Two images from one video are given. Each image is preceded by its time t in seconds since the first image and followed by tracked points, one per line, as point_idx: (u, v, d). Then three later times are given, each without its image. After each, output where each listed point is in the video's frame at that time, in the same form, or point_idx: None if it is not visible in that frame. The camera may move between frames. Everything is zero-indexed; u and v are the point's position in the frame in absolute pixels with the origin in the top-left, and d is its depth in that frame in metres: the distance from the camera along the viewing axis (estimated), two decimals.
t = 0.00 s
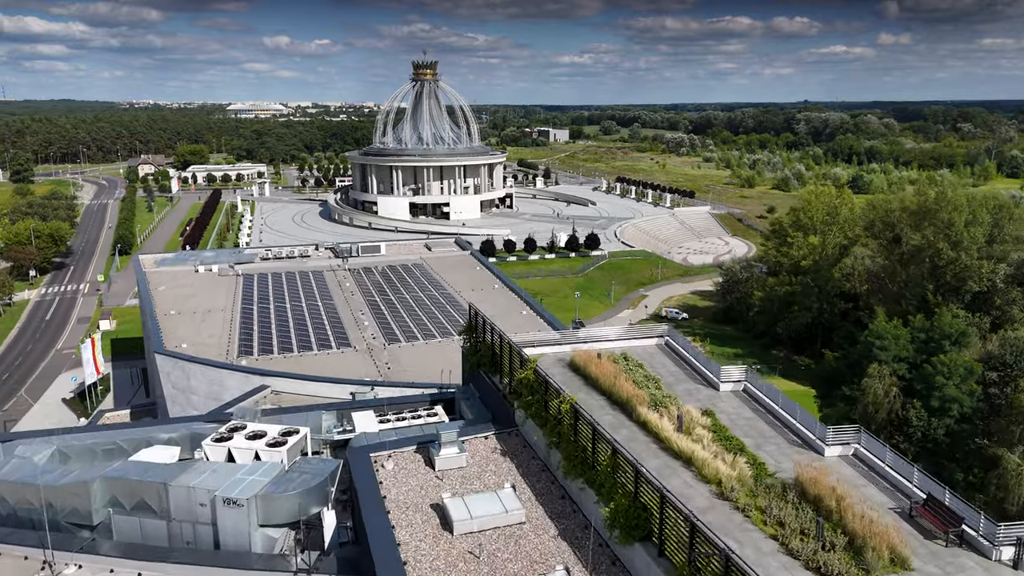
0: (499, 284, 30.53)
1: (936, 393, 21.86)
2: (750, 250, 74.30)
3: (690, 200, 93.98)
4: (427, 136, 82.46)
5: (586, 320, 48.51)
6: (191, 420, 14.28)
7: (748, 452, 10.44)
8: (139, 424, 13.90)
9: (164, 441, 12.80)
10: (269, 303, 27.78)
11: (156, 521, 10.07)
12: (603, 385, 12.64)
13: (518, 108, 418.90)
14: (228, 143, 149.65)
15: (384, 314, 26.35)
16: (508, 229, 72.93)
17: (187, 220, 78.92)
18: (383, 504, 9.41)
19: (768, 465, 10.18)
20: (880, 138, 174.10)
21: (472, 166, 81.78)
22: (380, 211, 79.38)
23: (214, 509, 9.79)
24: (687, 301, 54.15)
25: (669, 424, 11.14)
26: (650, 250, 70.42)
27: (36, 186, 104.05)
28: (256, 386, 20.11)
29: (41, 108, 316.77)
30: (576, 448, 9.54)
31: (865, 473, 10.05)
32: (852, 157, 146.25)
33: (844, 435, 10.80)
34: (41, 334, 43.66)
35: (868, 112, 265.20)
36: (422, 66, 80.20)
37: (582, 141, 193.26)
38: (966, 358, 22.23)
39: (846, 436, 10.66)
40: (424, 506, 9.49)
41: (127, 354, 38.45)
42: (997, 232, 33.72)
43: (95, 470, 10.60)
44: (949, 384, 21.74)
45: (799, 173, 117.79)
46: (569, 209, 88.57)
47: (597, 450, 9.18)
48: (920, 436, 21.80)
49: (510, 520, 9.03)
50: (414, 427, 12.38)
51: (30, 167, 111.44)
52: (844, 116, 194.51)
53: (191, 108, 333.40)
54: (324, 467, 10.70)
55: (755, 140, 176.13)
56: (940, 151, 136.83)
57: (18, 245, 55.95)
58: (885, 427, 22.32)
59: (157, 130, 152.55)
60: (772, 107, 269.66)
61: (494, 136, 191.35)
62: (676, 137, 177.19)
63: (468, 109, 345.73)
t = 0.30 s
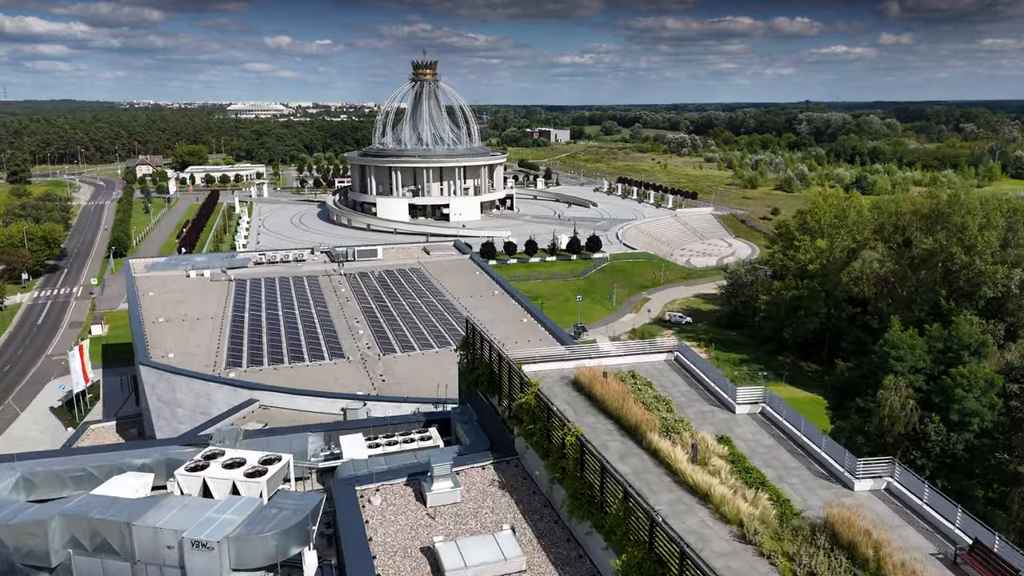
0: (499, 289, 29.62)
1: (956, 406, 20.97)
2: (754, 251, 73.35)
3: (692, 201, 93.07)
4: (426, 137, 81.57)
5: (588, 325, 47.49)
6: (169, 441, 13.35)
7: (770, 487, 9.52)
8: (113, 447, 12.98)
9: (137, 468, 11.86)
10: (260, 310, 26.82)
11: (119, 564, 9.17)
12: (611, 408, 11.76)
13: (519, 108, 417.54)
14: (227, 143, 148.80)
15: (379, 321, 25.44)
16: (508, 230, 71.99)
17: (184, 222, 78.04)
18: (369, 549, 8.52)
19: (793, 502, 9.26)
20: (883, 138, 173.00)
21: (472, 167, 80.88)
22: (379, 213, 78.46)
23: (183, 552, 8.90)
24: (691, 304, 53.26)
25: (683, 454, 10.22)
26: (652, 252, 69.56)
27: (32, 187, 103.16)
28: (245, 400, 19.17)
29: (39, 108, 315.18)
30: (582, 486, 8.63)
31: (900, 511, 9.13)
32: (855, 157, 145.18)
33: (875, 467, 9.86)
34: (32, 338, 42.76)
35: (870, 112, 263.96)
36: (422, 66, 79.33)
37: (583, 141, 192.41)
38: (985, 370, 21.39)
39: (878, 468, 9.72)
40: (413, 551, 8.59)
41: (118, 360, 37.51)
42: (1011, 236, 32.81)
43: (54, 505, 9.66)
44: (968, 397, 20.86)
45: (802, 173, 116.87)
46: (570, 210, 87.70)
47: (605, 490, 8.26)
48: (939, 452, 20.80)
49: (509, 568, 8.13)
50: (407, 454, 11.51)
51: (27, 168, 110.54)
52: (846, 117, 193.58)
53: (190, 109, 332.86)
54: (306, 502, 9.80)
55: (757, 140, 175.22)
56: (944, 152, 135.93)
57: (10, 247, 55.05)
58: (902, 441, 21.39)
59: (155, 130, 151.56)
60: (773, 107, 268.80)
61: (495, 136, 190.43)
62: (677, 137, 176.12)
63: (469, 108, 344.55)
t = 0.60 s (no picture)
0: (499, 296, 28.62)
1: (976, 420, 19.88)
2: (758, 253, 72.32)
3: (694, 202, 92.09)
4: (426, 137, 80.64)
5: (590, 330, 46.49)
6: (143, 466, 12.42)
7: (797, 528, 8.61)
8: (83, 473, 12.08)
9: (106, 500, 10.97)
10: (252, 318, 25.85)
11: None
12: (620, 433, 10.87)
13: (519, 108, 415.93)
14: (226, 143, 147.88)
15: (375, 329, 24.49)
16: (509, 232, 71.03)
17: (180, 224, 77.15)
18: None
19: (824, 548, 8.35)
20: (886, 138, 171.94)
21: (472, 168, 79.99)
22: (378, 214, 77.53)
23: None
24: (695, 308, 52.32)
25: (700, 489, 9.29)
26: (654, 254, 68.62)
27: (29, 188, 102.21)
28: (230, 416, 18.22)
29: (37, 109, 313.51)
30: (589, 532, 7.73)
31: (944, 560, 8.23)
32: (858, 158, 144.12)
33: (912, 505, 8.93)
34: (22, 344, 41.87)
35: (873, 112, 262.73)
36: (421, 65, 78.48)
37: (584, 141, 191.44)
38: (1007, 383, 20.41)
39: (917, 507, 8.80)
40: None
41: (108, 367, 36.61)
42: None
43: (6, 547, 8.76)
44: (990, 411, 19.78)
45: (805, 174, 115.82)
46: (571, 212, 86.78)
47: (615, 541, 7.35)
48: (959, 468, 19.58)
49: None
50: (397, 486, 10.60)
51: (24, 168, 109.66)
52: (848, 116, 192.43)
53: (190, 109, 332.44)
54: (284, 543, 8.89)
55: (759, 140, 174.16)
56: (948, 152, 134.83)
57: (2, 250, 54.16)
58: (919, 456, 20.42)
59: (154, 131, 150.52)
60: (775, 107, 267.68)
61: (495, 137, 189.43)
62: (679, 137, 175.05)
63: (470, 108, 343.32)
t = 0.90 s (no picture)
0: (500, 302, 27.65)
1: (998, 435, 18.96)
2: (762, 255, 71.34)
3: (697, 203, 91.19)
4: (426, 138, 79.75)
5: (592, 334, 45.53)
6: (115, 495, 11.54)
7: None
8: (48, 505, 11.19)
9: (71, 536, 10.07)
10: (242, 326, 24.92)
11: None
12: (629, 463, 10.00)
13: (520, 108, 414.58)
14: (225, 144, 147.09)
15: (370, 337, 23.57)
16: (509, 233, 70.11)
17: (177, 225, 76.30)
18: None
19: None
20: (888, 139, 170.97)
21: (473, 169, 79.14)
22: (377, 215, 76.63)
23: None
24: (698, 312, 51.42)
25: (720, 530, 8.38)
26: (657, 256, 67.69)
27: (25, 189, 101.28)
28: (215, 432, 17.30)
29: (36, 109, 312.24)
30: None
31: None
32: (861, 158, 143.21)
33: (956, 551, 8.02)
34: (11, 349, 40.95)
35: (874, 112, 261.71)
36: (421, 65, 77.73)
37: (585, 142, 190.57)
38: None
39: (963, 553, 7.86)
40: None
41: (98, 373, 35.70)
42: None
43: None
44: (1014, 425, 18.82)
45: (808, 174, 114.87)
46: (572, 213, 85.94)
47: None
48: (980, 485, 18.65)
49: None
50: (386, 523, 9.70)
51: (21, 168, 108.79)
52: (851, 116, 191.49)
53: (190, 108, 331.81)
54: None
55: (761, 140, 173.24)
56: (952, 152, 133.88)
57: None
58: (940, 472, 19.62)
59: (152, 131, 149.70)
60: (776, 107, 266.71)
61: (496, 137, 188.55)
62: (680, 137, 174.12)
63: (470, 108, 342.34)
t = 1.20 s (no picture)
0: (500, 309, 26.66)
1: None
2: (766, 257, 70.37)
3: (699, 204, 90.29)
4: (425, 138, 78.82)
5: (594, 339, 44.50)
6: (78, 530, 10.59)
7: None
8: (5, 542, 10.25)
9: None
10: (232, 335, 23.96)
11: None
12: (641, 500, 9.08)
13: (520, 108, 413.53)
14: (224, 144, 146.34)
15: (364, 347, 22.60)
16: (510, 235, 69.15)
17: (173, 226, 75.40)
18: None
19: None
20: (891, 139, 170.03)
21: (473, 169, 78.28)
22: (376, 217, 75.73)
23: None
24: (702, 315, 50.50)
25: None
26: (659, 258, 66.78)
27: (21, 189, 100.44)
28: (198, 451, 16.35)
29: (35, 109, 310.98)
30: None
31: None
32: (864, 158, 142.18)
33: None
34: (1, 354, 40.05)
35: (876, 112, 260.72)
36: (420, 65, 76.95)
37: (586, 142, 189.76)
38: None
39: None
40: None
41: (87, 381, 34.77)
42: None
43: None
44: None
45: (812, 175, 113.96)
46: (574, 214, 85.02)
47: None
48: (1005, 505, 17.61)
49: None
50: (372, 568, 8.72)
51: (18, 169, 107.97)
52: (853, 116, 190.59)
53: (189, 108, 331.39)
54: None
55: (763, 140, 172.37)
56: (956, 152, 132.93)
57: None
58: (961, 490, 18.70)
59: (151, 131, 148.85)
60: (778, 107, 265.79)
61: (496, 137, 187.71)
62: (682, 137, 173.29)
63: (471, 108, 341.44)
